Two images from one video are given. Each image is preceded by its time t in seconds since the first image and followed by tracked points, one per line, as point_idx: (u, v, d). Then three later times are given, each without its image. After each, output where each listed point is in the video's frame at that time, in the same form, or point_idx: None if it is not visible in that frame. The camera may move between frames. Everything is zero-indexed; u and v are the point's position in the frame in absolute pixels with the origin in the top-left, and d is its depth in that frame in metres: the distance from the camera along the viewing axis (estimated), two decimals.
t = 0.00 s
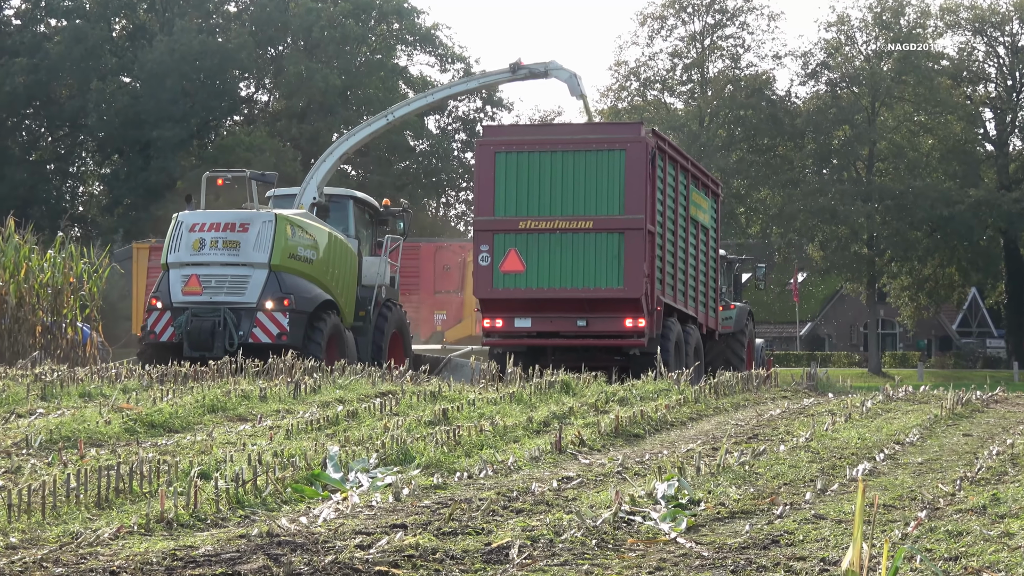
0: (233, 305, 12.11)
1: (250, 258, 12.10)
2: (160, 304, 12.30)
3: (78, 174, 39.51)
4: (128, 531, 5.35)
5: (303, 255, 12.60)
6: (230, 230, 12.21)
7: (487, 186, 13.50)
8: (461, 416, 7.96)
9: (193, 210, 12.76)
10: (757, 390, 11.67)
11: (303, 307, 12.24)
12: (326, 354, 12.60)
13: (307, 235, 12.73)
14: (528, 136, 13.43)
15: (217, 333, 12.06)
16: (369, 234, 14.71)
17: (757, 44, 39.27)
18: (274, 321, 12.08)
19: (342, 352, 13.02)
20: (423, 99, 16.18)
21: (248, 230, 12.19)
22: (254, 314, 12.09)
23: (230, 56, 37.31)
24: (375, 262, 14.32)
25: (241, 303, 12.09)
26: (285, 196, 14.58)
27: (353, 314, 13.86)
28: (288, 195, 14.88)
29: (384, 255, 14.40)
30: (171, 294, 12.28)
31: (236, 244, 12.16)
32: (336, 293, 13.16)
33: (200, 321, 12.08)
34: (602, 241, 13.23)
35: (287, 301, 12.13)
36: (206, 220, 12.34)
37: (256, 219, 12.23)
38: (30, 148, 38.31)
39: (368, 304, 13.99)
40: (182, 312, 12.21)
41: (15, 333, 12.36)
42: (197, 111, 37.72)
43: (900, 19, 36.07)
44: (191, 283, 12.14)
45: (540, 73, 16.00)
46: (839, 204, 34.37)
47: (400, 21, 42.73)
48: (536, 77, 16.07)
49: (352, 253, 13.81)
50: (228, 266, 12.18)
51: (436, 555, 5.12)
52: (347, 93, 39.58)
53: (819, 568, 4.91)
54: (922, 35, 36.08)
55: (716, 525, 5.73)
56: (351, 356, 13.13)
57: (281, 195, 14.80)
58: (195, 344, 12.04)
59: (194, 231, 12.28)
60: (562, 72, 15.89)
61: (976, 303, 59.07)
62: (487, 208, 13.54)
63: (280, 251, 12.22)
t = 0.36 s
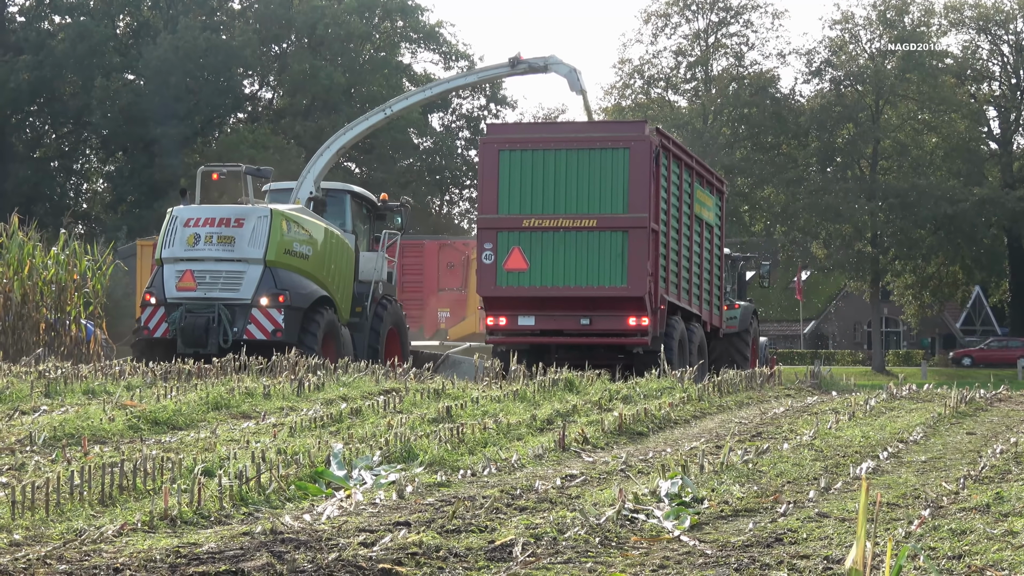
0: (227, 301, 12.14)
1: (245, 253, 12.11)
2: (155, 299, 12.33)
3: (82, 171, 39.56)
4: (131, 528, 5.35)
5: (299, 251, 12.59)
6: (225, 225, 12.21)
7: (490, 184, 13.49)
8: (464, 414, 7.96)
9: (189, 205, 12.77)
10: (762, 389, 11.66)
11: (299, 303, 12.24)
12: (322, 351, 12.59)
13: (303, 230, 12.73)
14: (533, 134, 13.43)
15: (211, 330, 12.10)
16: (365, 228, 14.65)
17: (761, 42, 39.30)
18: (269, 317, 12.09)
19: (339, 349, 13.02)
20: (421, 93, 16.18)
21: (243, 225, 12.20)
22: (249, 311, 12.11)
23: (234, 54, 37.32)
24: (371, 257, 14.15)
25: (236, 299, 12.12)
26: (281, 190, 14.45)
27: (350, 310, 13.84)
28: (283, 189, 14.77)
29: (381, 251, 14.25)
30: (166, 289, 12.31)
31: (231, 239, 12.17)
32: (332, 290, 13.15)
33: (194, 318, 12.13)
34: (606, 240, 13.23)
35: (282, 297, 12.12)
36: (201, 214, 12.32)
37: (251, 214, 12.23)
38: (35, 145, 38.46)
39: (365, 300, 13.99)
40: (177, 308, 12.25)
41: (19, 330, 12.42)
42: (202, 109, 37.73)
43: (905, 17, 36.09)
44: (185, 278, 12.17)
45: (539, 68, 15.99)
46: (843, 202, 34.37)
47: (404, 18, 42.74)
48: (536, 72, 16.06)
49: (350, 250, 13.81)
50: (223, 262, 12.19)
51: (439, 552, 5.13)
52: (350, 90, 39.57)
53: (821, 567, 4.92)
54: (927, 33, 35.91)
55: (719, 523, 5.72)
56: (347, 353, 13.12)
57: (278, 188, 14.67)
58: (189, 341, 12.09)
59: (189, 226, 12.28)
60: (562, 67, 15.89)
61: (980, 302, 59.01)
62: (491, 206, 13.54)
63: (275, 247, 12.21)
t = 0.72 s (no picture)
0: (219, 297, 12.12)
1: (238, 249, 12.07)
2: (146, 296, 12.29)
3: (87, 170, 39.62)
4: (138, 527, 5.35)
5: (292, 246, 12.57)
6: (218, 220, 12.17)
7: (495, 182, 13.49)
8: (470, 412, 7.96)
9: (181, 200, 12.75)
10: (767, 386, 11.65)
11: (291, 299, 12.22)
12: (316, 347, 12.57)
13: (296, 226, 12.71)
14: (537, 132, 13.42)
15: (203, 326, 12.05)
16: (361, 223, 14.71)
17: (765, 40, 39.27)
18: (262, 314, 12.08)
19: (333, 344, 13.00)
20: (417, 87, 16.14)
21: (236, 220, 12.15)
22: (241, 307, 12.10)
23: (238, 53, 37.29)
24: (367, 254, 14.35)
25: (229, 295, 12.09)
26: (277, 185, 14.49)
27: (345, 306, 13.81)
28: (278, 184, 14.83)
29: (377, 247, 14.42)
30: (158, 285, 12.28)
31: (224, 234, 12.13)
32: (325, 285, 13.13)
33: (186, 314, 12.07)
34: (610, 237, 13.22)
35: (275, 293, 12.11)
36: (193, 210, 12.29)
37: (244, 209, 12.19)
38: (40, 144, 38.53)
39: (361, 296, 13.95)
40: (169, 304, 12.21)
41: (24, 329, 12.44)
42: (206, 108, 37.71)
43: (909, 14, 36.08)
44: (177, 274, 12.15)
45: (537, 61, 15.99)
46: (848, 199, 34.31)
47: (408, 17, 42.84)
48: (533, 65, 16.06)
49: (345, 245, 13.79)
50: (215, 257, 12.16)
51: (445, 550, 5.13)
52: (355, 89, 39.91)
53: (828, 564, 4.92)
54: (931, 30, 35.91)
55: (725, 521, 5.72)
56: (341, 349, 13.09)
57: (273, 184, 14.74)
58: (181, 338, 12.03)
59: (181, 222, 12.24)
60: (560, 60, 15.87)
61: (985, 299, 58.89)
62: (495, 204, 13.54)
63: (268, 242, 12.19)
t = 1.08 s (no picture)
0: (211, 296, 11.96)
1: (228, 247, 11.93)
2: (136, 296, 12.11)
3: (93, 170, 39.61)
4: (145, 526, 5.36)
5: (283, 243, 12.43)
6: (208, 218, 12.03)
7: (500, 181, 13.51)
8: (476, 411, 7.96)
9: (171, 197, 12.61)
10: (773, 384, 11.65)
11: (284, 297, 12.08)
12: (309, 345, 12.43)
13: (287, 222, 12.57)
14: (542, 131, 13.42)
15: (195, 326, 11.88)
16: (354, 217, 14.64)
17: (771, 38, 39.26)
18: (255, 313, 11.92)
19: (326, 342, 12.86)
20: (407, 78, 16.08)
21: (226, 217, 12.00)
22: (233, 306, 11.94)
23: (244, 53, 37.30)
24: (361, 248, 14.15)
25: (220, 294, 11.94)
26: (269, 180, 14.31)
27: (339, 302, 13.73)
28: (269, 179, 14.61)
29: (370, 241, 14.24)
30: (148, 285, 12.12)
31: (214, 232, 11.99)
32: (318, 283, 13.02)
33: (177, 314, 11.90)
34: (615, 235, 13.22)
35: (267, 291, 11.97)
36: (183, 208, 12.16)
37: (234, 206, 12.05)
38: (47, 144, 38.55)
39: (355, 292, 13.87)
40: (159, 305, 12.04)
41: (31, 329, 12.46)
42: (213, 108, 37.71)
43: (915, 12, 36.17)
44: (167, 274, 11.99)
45: (530, 51, 15.98)
46: (855, 198, 34.30)
47: (415, 16, 43.19)
48: (526, 55, 16.04)
49: (335, 241, 13.66)
50: (206, 256, 12.01)
51: (452, 550, 5.13)
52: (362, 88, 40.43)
53: (835, 562, 4.92)
54: (938, 28, 35.99)
55: (732, 520, 5.72)
56: (334, 347, 12.95)
57: (264, 178, 14.51)
58: (172, 338, 11.84)
59: (171, 220, 12.11)
60: (553, 50, 15.86)
61: (992, 296, 58.75)
62: (500, 202, 13.55)
63: (259, 239, 12.04)
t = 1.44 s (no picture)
0: (201, 294, 11.67)
1: (218, 243, 11.63)
2: (126, 294, 11.86)
3: (101, 171, 39.68)
4: (153, 527, 5.35)
5: (275, 239, 12.12)
6: (197, 215, 11.74)
7: (502, 178, 13.50)
8: (484, 411, 7.96)
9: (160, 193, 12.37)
10: (781, 384, 11.64)
11: (275, 295, 11.77)
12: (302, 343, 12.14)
13: (279, 218, 12.23)
14: (544, 128, 13.42)
15: (184, 325, 11.59)
16: (347, 212, 14.47)
17: (778, 37, 39.23)
18: (246, 311, 11.63)
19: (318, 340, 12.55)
20: (399, 69, 16.02)
21: (216, 213, 11.72)
22: (223, 304, 11.64)
23: (250, 54, 37.34)
24: (353, 244, 14.03)
25: (210, 292, 11.64)
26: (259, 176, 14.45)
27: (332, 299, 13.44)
28: (259, 174, 14.72)
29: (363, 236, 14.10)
30: (137, 283, 11.85)
31: (204, 229, 11.70)
32: (312, 279, 12.73)
33: (166, 312, 11.61)
34: (618, 233, 13.20)
35: (258, 289, 11.67)
36: (171, 204, 11.85)
37: (224, 202, 11.75)
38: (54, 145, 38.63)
39: (348, 288, 13.59)
40: (148, 303, 11.77)
41: (39, 330, 12.61)
42: (219, 109, 37.74)
43: (922, 11, 36.21)
44: (156, 271, 11.71)
45: (523, 40, 15.98)
46: (861, 197, 34.30)
47: (422, 16, 43.22)
48: (520, 44, 16.03)
49: (329, 236, 13.32)
50: (196, 253, 11.72)
51: (460, 550, 5.12)
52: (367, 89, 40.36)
53: (843, 562, 4.91)
54: (944, 26, 36.10)
55: (740, 519, 5.72)
56: (328, 345, 12.68)
57: (253, 172, 14.62)
58: (161, 337, 11.56)
59: (159, 216, 11.82)
60: (546, 39, 15.85)
61: (999, 295, 58.67)
62: (502, 200, 13.56)
63: (250, 236, 11.74)
